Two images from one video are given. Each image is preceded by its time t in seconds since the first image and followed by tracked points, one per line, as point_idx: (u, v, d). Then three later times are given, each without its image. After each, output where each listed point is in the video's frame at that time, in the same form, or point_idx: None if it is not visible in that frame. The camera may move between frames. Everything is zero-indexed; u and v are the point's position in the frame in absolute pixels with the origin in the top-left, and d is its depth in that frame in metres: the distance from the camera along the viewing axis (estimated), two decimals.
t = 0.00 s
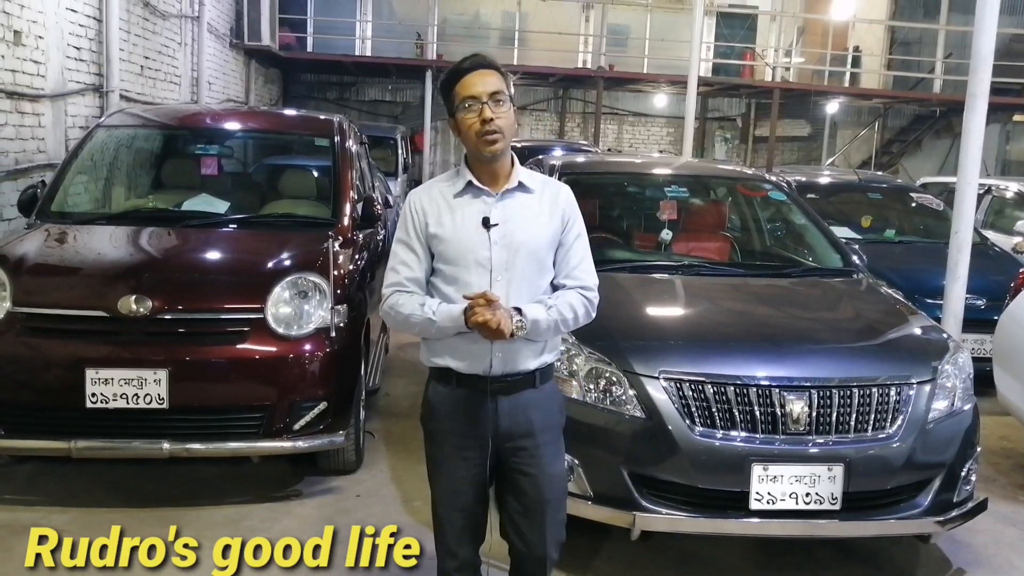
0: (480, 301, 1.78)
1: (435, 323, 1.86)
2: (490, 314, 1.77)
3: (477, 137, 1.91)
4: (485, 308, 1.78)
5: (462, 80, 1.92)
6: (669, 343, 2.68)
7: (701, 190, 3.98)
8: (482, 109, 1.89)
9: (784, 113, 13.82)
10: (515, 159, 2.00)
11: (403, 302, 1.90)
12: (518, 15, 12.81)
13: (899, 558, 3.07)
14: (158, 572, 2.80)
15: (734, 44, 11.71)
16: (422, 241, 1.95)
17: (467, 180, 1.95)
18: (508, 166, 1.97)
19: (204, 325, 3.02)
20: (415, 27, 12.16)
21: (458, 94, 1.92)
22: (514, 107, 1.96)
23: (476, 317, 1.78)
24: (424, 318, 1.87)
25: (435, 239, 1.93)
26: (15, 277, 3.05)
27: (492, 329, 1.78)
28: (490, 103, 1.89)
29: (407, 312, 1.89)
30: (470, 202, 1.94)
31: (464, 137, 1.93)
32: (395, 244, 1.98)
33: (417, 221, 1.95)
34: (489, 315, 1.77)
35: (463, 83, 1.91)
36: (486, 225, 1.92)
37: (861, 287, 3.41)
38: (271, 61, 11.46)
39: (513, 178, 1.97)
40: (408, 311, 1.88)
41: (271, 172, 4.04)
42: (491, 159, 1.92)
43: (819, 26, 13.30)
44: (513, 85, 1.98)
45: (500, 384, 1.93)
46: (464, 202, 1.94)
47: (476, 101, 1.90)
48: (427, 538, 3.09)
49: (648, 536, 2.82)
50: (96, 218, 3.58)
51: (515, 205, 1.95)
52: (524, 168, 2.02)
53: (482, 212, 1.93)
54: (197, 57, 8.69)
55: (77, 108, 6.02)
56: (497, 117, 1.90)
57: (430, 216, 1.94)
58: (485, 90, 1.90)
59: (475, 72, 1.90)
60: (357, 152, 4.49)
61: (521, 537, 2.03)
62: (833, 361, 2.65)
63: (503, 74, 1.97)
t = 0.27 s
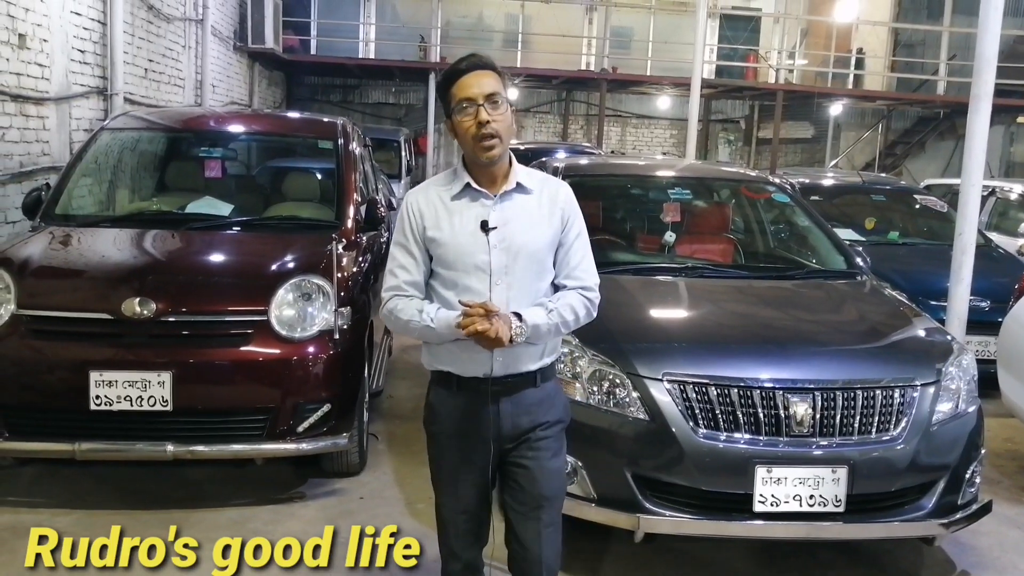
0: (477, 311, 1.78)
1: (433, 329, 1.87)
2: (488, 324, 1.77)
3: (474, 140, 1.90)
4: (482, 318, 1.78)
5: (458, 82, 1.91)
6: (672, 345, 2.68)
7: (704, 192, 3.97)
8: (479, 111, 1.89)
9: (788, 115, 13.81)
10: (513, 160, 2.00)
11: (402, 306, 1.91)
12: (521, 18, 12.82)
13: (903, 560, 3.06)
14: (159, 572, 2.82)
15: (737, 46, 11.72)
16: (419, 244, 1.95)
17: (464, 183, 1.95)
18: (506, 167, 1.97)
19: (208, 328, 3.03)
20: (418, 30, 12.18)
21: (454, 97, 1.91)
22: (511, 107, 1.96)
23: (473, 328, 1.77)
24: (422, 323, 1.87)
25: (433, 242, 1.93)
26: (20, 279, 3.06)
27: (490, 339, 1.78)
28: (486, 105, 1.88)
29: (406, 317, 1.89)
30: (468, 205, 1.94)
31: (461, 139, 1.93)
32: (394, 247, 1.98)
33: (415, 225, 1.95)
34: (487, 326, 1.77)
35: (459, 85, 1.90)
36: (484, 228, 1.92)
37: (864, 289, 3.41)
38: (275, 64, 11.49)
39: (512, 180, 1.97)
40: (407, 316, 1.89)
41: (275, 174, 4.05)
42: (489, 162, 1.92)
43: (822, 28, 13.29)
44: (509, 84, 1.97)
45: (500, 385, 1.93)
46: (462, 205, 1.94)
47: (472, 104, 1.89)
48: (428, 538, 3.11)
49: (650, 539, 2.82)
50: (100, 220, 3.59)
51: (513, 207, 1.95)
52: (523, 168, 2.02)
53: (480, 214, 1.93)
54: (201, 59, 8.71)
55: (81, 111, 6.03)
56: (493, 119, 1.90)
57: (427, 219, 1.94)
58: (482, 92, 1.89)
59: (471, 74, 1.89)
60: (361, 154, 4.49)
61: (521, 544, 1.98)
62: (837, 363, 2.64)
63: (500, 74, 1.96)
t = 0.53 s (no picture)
0: (474, 322, 1.78)
1: (431, 336, 1.86)
2: (486, 335, 1.77)
3: (474, 145, 1.88)
4: (480, 329, 1.78)
5: (452, 88, 1.89)
6: (672, 347, 2.68)
7: (704, 194, 3.97)
8: (475, 116, 1.87)
9: (787, 116, 13.82)
10: (514, 161, 1.98)
11: (402, 310, 1.91)
12: (520, 20, 12.83)
13: (903, 561, 3.06)
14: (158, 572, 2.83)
15: (736, 48, 11.73)
16: (421, 248, 1.94)
17: (467, 189, 1.93)
18: (509, 170, 1.95)
19: (208, 331, 3.03)
20: (418, 32, 12.19)
21: (449, 104, 1.89)
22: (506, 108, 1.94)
23: (471, 338, 1.77)
24: (421, 329, 1.87)
25: (434, 247, 1.93)
26: (19, 282, 3.06)
27: (487, 349, 1.78)
28: (482, 110, 1.87)
29: (406, 322, 1.90)
30: (470, 210, 1.92)
31: (460, 146, 1.92)
32: (396, 250, 1.98)
33: (417, 228, 1.95)
34: (484, 338, 1.77)
35: (453, 91, 1.88)
36: (486, 234, 1.90)
37: (864, 290, 3.41)
38: (274, 67, 11.50)
39: (515, 182, 1.94)
40: (406, 321, 1.89)
41: (275, 177, 4.06)
42: (491, 166, 1.90)
43: (821, 30, 13.31)
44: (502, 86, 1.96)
45: (497, 392, 1.92)
46: (464, 209, 1.93)
47: (467, 110, 1.87)
48: (428, 539, 3.11)
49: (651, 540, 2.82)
50: (100, 223, 3.59)
51: (515, 212, 1.93)
52: (526, 170, 2.00)
53: (482, 220, 1.91)
54: (200, 63, 8.71)
55: (81, 114, 6.04)
56: (491, 124, 1.88)
57: (429, 224, 1.93)
58: (476, 97, 1.87)
59: (463, 80, 1.88)
60: (360, 156, 4.49)
61: (519, 553, 1.97)
62: (836, 364, 2.65)
63: (494, 77, 1.94)
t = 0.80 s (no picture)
0: (473, 328, 1.77)
1: (435, 339, 1.85)
2: (485, 340, 1.76)
3: (482, 149, 1.85)
4: (479, 334, 1.77)
5: (462, 89, 1.86)
6: (671, 346, 2.68)
7: (703, 193, 3.97)
8: (484, 120, 1.83)
9: (786, 115, 13.82)
10: (524, 164, 1.95)
11: (407, 312, 1.89)
12: (518, 19, 12.82)
13: (902, 560, 3.07)
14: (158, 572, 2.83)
15: (734, 47, 11.73)
16: (427, 250, 1.93)
17: (474, 192, 1.91)
18: (518, 173, 1.91)
19: (206, 330, 3.03)
20: (416, 32, 12.19)
21: (458, 105, 1.86)
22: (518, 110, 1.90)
23: (470, 344, 1.76)
24: (425, 333, 1.86)
25: (440, 249, 1.91)
26: (18, 283, 3.06)
27: (487, 354, 1.77)
28: (491, 114, 1.83)
29: (410, 324, 1.88)
30: (477, 213, 1.90)
31: (469, 148, 1.89)
32: (402, 251, 1.96)
33: (423, 229, 1.93)
34: (483, 344, 1.76)
35: (463, 92, 1.84)
36: (491, 238, 1.88)
37: (862, 288, 3.41)
38: (273, 66, 11.49)
39: (523, 186, 1.91)
40: (411, 323, 1.88)
41: (273, 177, 4.06)
42: (498, 170, 1.87)
43: (819, 29, 13.31)
44: (516, 86, 1.91)
45: (501, 398, 1.90)
46: (470, 212, 1.91)
47: (477, 113, 1.84)
48: (428, 538, 3.12)
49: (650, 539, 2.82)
50: (99, 224, 3.58)
51: (523, 216, 1.90)
52: (536, 174, 1.97)
53: (488, 223, 1.89)
54: (198, 62, 8.70)
55: (79, 114, 6.03)
56: (500, 128, 1.84)
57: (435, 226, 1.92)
58: (486, 100, 1.83)
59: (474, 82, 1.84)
60: (358, 156, 4.49)
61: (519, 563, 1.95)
62: (835, 362, 2.65)
63: (507, 77, 1.89)
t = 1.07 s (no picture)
0: (485, 325, 1.75)
1: (445, 340, 1.82)
2: (497, 338, 1.74)
3: (504, 148, 1.85)
4: (492, 333, 1.75)
5: (493, 85, 1.85)
6: (670, 347, 2.68)
7: (701, 194, 3.97)
8: (510, 120, 1.83)
9: (784, 116, 13.83)
10: (545, 169, 1.93)
11: (418, 314, 1.87)
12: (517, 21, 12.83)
13: (903, 560, 3.06)
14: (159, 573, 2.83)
15: (732, 48, 11.74)
16: (440, 252, 1.91)
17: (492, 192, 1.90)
18: (538, 177, 1.90)
19: (205, 333, 3.03)
20: (414, 34, 12.20)
21: (487, 101, 1.86)
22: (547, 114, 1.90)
23: (482, 341, 1.74)
24: (435, 333, 1.83)
25: (454, 250, 1.89)
26: (17, 286, 3.06)
27: (499, 355, 1.75)
28: (518, 114, 1.83)
29: (421, 325, 1.86)
30: (493, 214, 1.89)
31: (492, 147, 1.88)
32: (416, 251, 1.95)
33: (437, 230, 1.92)
34: (495, 343, 1.74)
35: (494, 89, 1.84)
36: (507, 240, 1.86)
37: (861, 289, 3.41)
38: (271, 69, 11.49)
39: (542, 190, 1.90)
40: (422, 324, 1.85)
41: (272, 179, 4.06)
42: (516, 172, 1.86)
43: (818, 29, 13.33)
44: (548, 90, 1.91)
45: (515, 407, 1.87)
46: (486, 213, 1.89)
47: (504, 112, 1.84)
48: (428, 539, 3.12)
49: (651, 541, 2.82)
50: (98, 227, 3.58)
51: (540, 220, 1.88)
52: (556, 178, 1.94)
53: (504, 225, 1.87)
54: (197, 65, 8.70)
55: (78, 118, 6.03)
56: (525, 129, 1.83)
57: (449, 226, 1.90)
58: (515, 100, 1.83)
59: (506, 81, 1.84)
60: (358, 158, 4.49)
61: None
62: (834, 363, 2.65)
63: (542, 79, 1.89)
